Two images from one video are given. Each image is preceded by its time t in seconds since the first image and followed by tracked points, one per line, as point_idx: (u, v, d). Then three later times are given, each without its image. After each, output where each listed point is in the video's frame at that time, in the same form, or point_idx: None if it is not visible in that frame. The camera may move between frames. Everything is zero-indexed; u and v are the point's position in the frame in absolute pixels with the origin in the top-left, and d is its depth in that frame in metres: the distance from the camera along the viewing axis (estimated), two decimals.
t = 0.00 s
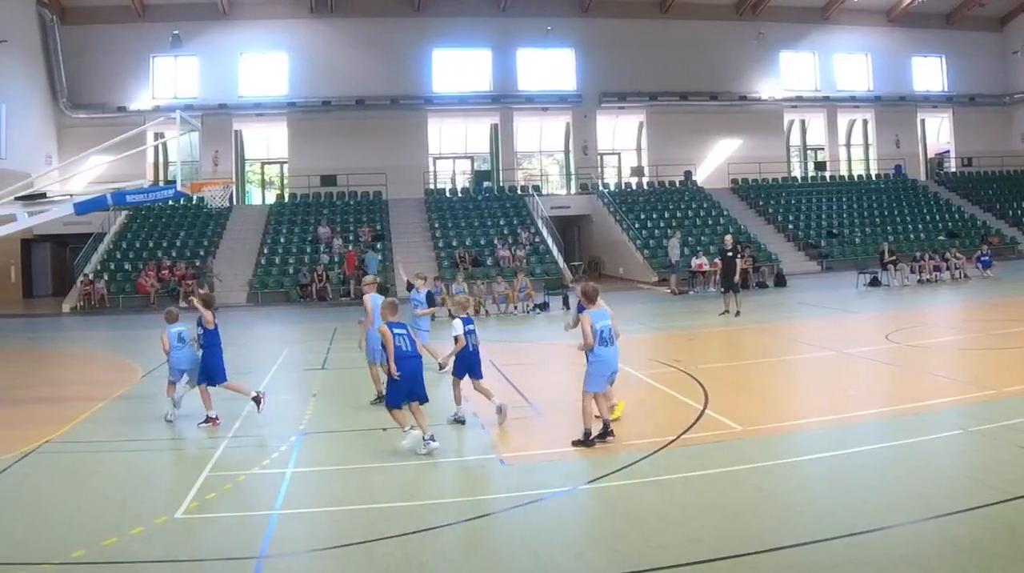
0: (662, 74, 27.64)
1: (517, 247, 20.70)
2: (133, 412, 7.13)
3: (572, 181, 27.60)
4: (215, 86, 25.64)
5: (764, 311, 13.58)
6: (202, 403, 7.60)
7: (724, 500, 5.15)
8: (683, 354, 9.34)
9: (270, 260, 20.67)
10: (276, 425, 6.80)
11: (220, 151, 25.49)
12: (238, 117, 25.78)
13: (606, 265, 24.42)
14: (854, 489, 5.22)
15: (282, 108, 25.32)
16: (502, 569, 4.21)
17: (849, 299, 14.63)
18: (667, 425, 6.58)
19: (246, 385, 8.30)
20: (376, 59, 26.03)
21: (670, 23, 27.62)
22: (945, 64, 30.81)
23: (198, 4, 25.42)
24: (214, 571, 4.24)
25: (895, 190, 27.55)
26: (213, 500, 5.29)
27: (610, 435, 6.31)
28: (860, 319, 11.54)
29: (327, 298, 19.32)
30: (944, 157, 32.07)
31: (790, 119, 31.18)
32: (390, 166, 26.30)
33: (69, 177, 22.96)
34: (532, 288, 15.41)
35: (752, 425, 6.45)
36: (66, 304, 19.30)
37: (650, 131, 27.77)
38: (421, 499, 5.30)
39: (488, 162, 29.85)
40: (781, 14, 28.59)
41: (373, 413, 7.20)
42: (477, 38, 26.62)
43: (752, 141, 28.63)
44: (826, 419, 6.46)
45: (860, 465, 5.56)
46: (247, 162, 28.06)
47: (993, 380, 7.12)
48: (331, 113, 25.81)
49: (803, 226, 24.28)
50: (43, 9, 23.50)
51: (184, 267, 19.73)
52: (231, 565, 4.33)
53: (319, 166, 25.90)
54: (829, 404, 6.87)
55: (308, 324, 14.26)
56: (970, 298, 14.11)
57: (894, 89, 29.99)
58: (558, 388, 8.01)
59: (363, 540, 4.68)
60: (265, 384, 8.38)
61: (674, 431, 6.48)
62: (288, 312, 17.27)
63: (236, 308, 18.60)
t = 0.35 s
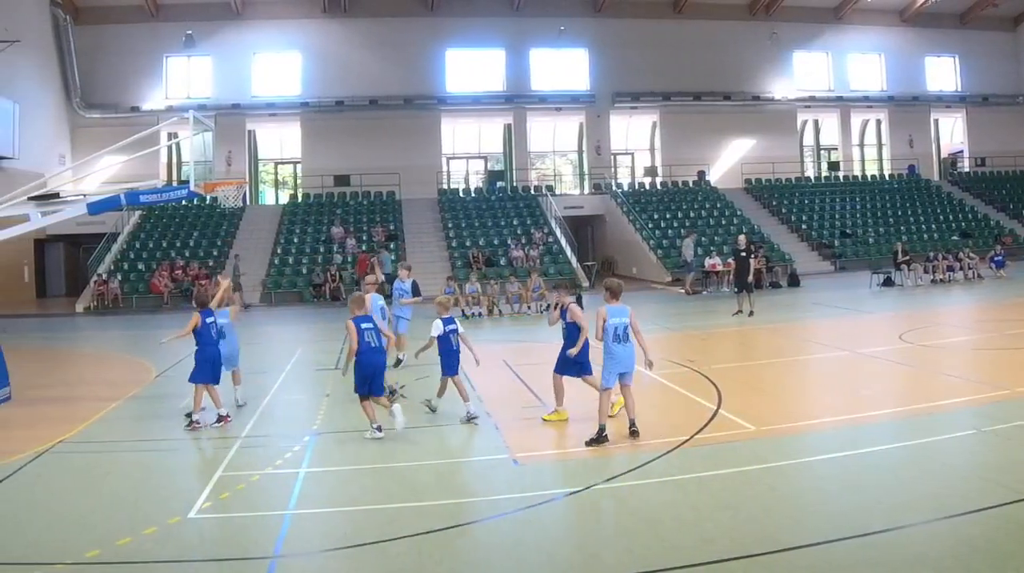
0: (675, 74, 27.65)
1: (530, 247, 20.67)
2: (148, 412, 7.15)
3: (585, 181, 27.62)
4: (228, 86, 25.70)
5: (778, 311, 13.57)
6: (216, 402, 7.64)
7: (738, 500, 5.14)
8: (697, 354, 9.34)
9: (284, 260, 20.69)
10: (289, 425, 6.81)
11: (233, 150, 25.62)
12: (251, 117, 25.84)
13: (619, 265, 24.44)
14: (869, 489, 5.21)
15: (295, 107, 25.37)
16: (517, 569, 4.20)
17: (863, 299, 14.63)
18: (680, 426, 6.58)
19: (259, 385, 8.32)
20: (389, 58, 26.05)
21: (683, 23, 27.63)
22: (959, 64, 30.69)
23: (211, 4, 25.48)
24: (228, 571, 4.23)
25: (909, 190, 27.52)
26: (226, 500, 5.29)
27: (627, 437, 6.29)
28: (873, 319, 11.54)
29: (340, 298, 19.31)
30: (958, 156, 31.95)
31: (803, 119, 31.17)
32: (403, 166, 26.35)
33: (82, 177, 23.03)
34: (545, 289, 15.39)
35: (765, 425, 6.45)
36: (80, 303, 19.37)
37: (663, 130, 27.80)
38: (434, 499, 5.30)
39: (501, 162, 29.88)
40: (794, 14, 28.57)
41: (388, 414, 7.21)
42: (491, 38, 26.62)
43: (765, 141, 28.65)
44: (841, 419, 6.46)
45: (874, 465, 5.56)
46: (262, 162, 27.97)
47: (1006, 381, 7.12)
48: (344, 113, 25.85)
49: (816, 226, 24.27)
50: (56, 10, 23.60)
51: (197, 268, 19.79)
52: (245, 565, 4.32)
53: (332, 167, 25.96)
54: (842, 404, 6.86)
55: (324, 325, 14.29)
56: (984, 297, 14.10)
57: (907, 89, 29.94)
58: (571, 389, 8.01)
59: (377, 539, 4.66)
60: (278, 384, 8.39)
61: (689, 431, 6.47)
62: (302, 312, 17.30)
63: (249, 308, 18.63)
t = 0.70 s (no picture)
0: (690, 74, 27.68)
1: (545, 247, 20.62)
2: (164, 412, 7.16)
3: (600, 181, 27.62)
4: (244, 87, 25.74)
5: (793, 311, 13.57)
6: (229, 400, 7.68)
7: (752, 500, 5.14)
8: (711, 354, 9.34)
9: (299, 260, 20.67)
10: (303, 425, 6.82)
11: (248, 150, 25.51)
12: (266, 117, 25.84)
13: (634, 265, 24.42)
14: (883, 489, 5.21)
15: (310, 107, 25.40)
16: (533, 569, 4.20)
17: (879, 299, 14.63)
18: (695, 425, 6.59)
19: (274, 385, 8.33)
20: (403, 58, 26.06)
21: (698, 23, 27.64)
22: (974, 64, 30.63)
23: (226, 4, 25.51)
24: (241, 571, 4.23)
25: (924, 190, 27.48)
26: (239, 500, 5.29)
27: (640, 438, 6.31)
28: (889, 319, 11.55)
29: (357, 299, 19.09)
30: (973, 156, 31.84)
31: (818, 119, 31.12)
32: (418, 166, 26.36)
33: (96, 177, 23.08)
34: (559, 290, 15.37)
35: (780, 425, 6.46)
36: (94, 304, 19.40)
37: (677, 131, 27.81)
38: (449, 498, 5.30)
39: (516, 162, 29.84)
40: (809, 15, 28.58)
41: (402, 414, 7.23)
42: (506, 39, 26.64)
43: (781, 141, 28.64)
44: (855, 419, 6.46)
45: (889, 465, 5.56)
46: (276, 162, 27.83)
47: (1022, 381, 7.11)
48: (359, 113, 25.89)
49: (832, 226, 24.29)
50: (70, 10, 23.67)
51: (213, 267, 19.79)
52: (260, 565, 4.31)
53: (347, 167, 25.96)
54: (857, 404, 6.86)
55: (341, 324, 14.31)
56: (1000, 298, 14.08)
57: (922, 89, 29.88)
58: (585, 388, 8.01)
59: (392, 540, 4.65)
60: (293, 384, 8.40)
61: (703, 431, 6.48)
62: (317, 312, 17.30)
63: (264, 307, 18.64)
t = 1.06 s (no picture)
0: (703, 74, 27.67)
1: (558, 247, 20.58)
2: (178, 412, 7.16)
3: (614, 181, 27.60)
4: (257, 86, 25.73)
5: (808, 312, 13.54)
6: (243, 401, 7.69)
7: (766, 500, 5.14)
8: (725, 354, 9.33)
9: (313, 259, 20.62)
10: (316, 425, 6.82)
11: (261, 150, 25.62)
12: (279, 117, 25.84)
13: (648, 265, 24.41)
14: (897, 489, 5.20)
15: (323, 107, 25.41)
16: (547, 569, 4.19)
17: (893, 299, 14.62)
18: (709, 425, 6.59)
19: (287, 386, 8.33)
20: (416, 58, 26.06)
21: (711, 23, 27.64)
22: (987, 63, 30.58)
23: (240, 4, 25.53)
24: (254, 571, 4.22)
25: (937, 190, 27.45)
26: (253, 500, 5.28)
27: (654, 437, 6.31)
28: (903, 319, 11.54)
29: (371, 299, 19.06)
30: (987, 156, 31.77)
31: (831, 119, 31.05)
32: (431, 166, 26.37)
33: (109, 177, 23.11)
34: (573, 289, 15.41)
35: (794, 425, 6.46)
36: (108, 304, 19.43)
37: (690, 131, 27.79)
38: (463, 498, 5.30)
39: (529, 162, 29.80)
40: (822, 15, 28.56)
41: (415, 413, 7.23)
42: (519, 39, 26.63)
43: (795, 141, 28.62)
44: (869, 419, 6.46)
45: (903, 465, 5.56)
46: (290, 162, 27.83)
47: None
48: (372, 113, 25.89)
49: (845, 226, 24.27)
50: (84, 10, 23.74)
51: (226, 268, 19.74)
52: (274, 565, 4.31)
53: (360, 166, 25.97)
54: (871, 404, 6.87)
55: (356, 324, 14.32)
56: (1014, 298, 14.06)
57: (936, 89, 29.83)
58: (599, 388, 8.02)
59: (405, 539, 4.64)
60: (306, 384, 8.40)
61: (717, 431, 6.48)
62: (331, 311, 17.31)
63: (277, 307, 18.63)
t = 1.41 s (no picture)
0: (717, 74, 27.67)
1: (572, 248, 20.56)
2: (191, 412, 7.17)
3: (627, 182, 27.61)
4: (271, 86, 25.75)
5: (822, 312, 13.53)
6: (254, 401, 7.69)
7: (779, 499, 5.14)
8: (738, 355, 9.34)
9: (326, 259, 20.63)
10: (329, 425, 6.82)
11: (274, 150, 25.66)
12: (292, 117, 25.86)
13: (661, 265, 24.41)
14: (911, 489, 5.20)
15: (337, 107, 25.42)
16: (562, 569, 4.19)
17: (907, 299, 14.62)
18: (723, 426, 6.59)
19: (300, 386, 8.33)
20: (428, 58, 26.06)
21: (724, 23, 27.63)
22: (1001, 64, 30.57)
23: (253, 4, 25.54)
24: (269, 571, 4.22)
25: (951, 190, 27.44)
26: (266, 500, 5.28)
27: (667, 438, 6.30)
28: (916, 319, 11.54)
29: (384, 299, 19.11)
30: (1001, 156, 31.73)
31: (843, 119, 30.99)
32: (444, 166, 26.38)
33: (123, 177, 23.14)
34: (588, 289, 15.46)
35: (807, 425, 6.46)
36: (121, 303, 19.36)
37: (704, 131, 27.77)
38: (477, 498, 5.30)
39: (543, 162, 29.78)
40: (835, 15, 28.55)
41: (426, 414, 7.22)
42: (533, 39, 26.63)
43: (808, 141, 28.61)
44: (882, 419, 6.46)
45: (917, 465, 5.56)
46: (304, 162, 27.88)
47: None
48: (384, 113, 25.92)
49: (858, 226, 24.27)
50: (98, 10, 23.77)
51: (240, 268, 19.79)
52: (289, 565, 4.30)
53: (373, 167, 25.99)
54: (885, 404, 6.86)
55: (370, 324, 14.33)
56: None
57: (949, 90, 29.82)
58: (613, 389, 8.02)
59: (420, 539, 4.64)
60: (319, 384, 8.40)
61: (730, 431, 6.49)
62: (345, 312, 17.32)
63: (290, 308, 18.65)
